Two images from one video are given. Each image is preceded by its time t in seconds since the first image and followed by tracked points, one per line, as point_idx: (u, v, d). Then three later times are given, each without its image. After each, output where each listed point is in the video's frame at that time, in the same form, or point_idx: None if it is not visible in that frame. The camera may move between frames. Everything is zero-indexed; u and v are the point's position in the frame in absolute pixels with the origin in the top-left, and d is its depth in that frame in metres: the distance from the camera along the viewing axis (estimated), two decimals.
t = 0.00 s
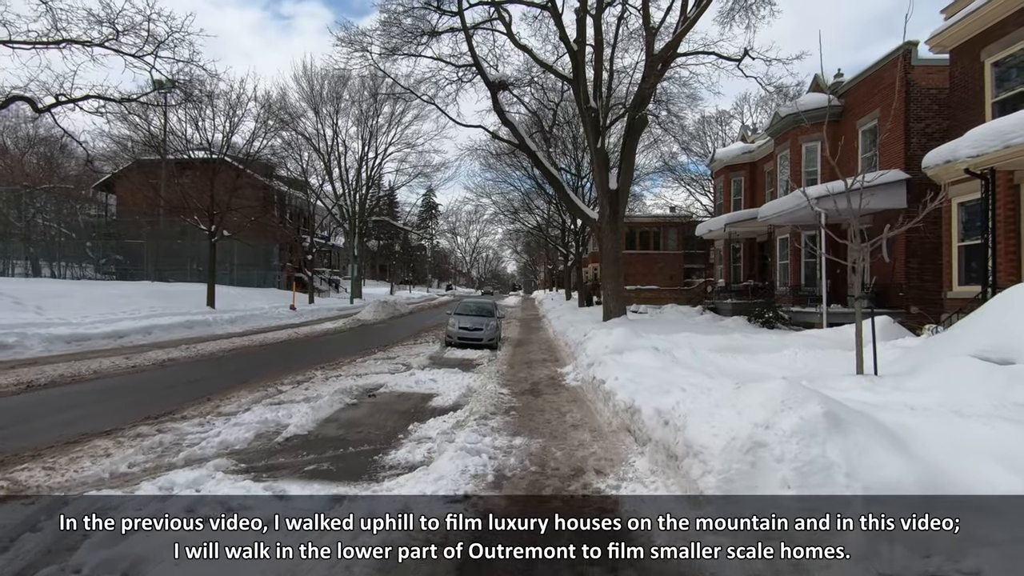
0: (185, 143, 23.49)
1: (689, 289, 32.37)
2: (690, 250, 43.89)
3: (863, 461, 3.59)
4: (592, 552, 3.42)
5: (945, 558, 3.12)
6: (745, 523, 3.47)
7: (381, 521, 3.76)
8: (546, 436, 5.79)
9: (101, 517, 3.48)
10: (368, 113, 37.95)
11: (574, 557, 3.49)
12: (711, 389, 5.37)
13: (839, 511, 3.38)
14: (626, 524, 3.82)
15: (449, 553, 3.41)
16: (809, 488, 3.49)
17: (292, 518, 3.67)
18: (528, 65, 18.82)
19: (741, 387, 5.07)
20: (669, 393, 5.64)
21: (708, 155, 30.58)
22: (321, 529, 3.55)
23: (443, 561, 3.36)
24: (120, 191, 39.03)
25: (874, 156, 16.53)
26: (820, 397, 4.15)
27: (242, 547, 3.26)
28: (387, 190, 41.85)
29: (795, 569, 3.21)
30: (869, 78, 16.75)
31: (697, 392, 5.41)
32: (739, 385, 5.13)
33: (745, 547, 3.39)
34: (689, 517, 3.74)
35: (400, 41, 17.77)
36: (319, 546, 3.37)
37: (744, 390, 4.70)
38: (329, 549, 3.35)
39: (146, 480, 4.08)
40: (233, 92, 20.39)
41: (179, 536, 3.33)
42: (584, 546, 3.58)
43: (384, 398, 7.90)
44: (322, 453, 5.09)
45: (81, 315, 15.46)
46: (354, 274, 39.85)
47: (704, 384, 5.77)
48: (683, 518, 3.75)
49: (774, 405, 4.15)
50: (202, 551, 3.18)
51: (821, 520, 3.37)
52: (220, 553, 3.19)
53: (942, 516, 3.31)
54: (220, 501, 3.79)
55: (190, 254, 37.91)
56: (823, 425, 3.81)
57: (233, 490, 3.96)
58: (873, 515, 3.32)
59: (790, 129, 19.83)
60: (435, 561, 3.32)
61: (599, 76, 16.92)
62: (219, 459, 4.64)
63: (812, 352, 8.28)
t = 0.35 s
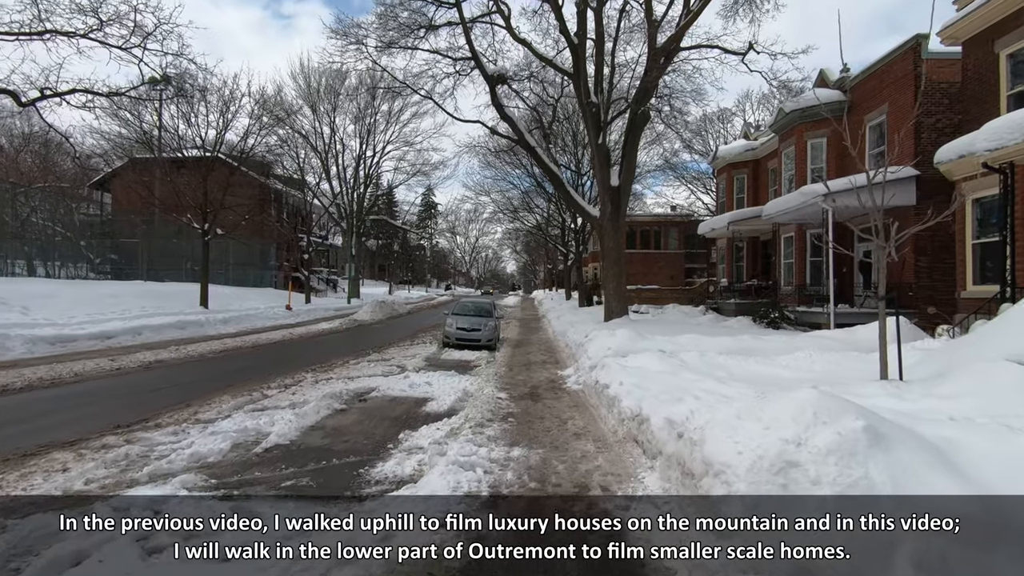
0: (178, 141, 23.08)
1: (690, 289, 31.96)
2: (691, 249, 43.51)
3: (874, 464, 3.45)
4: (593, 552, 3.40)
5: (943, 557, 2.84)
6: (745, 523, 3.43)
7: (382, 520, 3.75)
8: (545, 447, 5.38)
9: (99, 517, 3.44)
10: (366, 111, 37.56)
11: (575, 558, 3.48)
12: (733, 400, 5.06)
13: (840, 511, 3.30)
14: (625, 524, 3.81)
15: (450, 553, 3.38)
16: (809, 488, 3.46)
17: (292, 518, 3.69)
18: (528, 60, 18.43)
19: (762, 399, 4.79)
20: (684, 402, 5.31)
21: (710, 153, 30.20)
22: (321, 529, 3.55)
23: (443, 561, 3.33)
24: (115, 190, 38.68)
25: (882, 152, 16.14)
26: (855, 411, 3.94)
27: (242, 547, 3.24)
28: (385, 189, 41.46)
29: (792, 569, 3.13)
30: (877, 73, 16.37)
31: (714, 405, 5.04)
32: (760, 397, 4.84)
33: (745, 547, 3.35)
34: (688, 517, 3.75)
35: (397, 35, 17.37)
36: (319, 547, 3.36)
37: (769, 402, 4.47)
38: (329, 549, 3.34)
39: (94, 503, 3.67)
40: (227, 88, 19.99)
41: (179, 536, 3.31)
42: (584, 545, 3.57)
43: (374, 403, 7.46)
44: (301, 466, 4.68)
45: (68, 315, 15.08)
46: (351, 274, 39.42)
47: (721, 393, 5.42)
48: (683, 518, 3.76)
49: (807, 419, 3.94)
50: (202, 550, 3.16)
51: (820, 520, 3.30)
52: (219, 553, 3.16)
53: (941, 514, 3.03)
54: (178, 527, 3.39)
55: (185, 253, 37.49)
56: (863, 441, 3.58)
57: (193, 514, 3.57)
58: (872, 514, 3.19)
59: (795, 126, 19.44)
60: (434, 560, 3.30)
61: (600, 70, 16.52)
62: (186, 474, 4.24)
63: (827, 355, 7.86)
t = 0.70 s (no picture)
0: (171, 138, 22.65)
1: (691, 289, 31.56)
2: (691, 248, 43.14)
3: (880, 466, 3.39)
4: (592, 552, 3.38)
5: (942, 560, 2.84)
6: (745, 523, 3.45)
7: (381, 521, 3.71)
8: (545, 462, 4.99)
9: (100, 517, 3.43)
10: (363, 109, 37.15)
11: (575, 558, 3.44)
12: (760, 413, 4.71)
13: (840, 512, 3.29)
14: (625, 524, 3.79)
15: (449, 554, 3.35)
16: (811, 490, 3.47)
17: (292, 519, 3.68)
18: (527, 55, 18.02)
19: (791, 414, 4.51)
20: (701, 413, 5.00)
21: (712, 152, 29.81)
22: (322, 530, 3.53)
23: (442, 561, 3.29)
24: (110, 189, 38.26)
25: (891, 148, 15.75)
26: (903, 431, 3.67)
27: (242, 547, 3.23)
28: (382, 188, 41.05)
29: (791, 569, 3.09)
30: (885, 67, 15.99)
31: (734, 420, 4.70)
32: (788, 410, 4.56)
33: (745, 547, 3.34)
34: (689, 518, 3.75)
35: (392, 29, 16.93)
36: (318, 546, 3.33)
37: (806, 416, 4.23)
38: (329, 549, 3.30)
39: (32, 533, 3.27)
40: (220, 85, 19.57)
41: (179, 536, 3.30)
42: (584, 546, 3.54)
43: (363, 410, 7.04)
44: (277, 483, 4.30)
45: (53, 317, 14.68)
46: (348, 273, 38.96)
47: (738, 405, 5.07)
48: (682, 518, 3.75)
49: (852, 442, 3.66)
50: (202, 550, 3.15)
51: (821, 520, 3.29)
52: (219, 553, 3.15)
53: (942, 514, 3.01)
54: (125, 562, 3.00)
55: (179, 253, 37.05)
56: (918, 467, 3.30)
57: (146, 543, 3.19)
58: (872, 514, 3.14)
59: (799, 122, 19.03)
60: (434, 561, 3.26)
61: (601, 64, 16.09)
62: (147, 494, 3.86)
63: (841, 359, 7.47)
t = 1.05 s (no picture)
0: (162, 135, 22.18)
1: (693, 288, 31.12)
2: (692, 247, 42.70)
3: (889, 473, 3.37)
4: (592, 552, 3.39)
5: (940, 561, 2.84)
6: (745, 524, 3.47)
7: (381, 521, 3.70)
8: (541, 476, 4.59)
9: (100, 517, 3.45)
10: (360, 106, 36.70)
11: (575, 558, 3.45)
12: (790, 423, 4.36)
13: (840, 512, 3.28)
14: (625, 524, 3.79)
15: (449, 554, 3.34)
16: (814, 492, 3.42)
17: (291, 519, 3.68)
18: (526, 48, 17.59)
19: (826, 425, 4.22)
20: (713, 423, 4.66)
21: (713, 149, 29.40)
22: (321, 530, 3.54)
23: (442, 561, 3.29)
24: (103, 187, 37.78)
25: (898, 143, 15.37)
26: (910, 432, 3.64)
27: (242, 547, 3.25)
28: (380, 186, 40.58)
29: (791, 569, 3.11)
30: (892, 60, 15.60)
31: (760, 433, 4.31)
32: (823, 419, 4.28)
33: (745, 547, 3.36)
34: (689, 517, 3.75)
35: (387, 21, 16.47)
36: (318, 547, 3.35)
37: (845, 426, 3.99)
38: (329, 549, 3.32)
39: None
40: (211, 79, 19.08)
41: (179, 536, 3.34)
42: (584, 546, 3.54)
43: (348, 415, 6.59)
44: (246, 499, 3.91)
45: (37, 317, 14.25)
46: (345, 273, 38.48)
47: (755, 413, 4.69)
48: (682, 518, 3.75)
49: (912, 461, 3.36)
50: (202, 551, 3.19)
51: (820, 520, 3.27)
52: (219, 553, 3.19)
53: (943, 514, 2.98)
54: None
55: (174, 252, 36.59)
56: (942, 478, 3.17)
57: None
58: (872, 514, 3.14)
59: (803, 117, 18.62)
60: (434, 560, 3.26)
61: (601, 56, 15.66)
62: (97, 516, 3.49)
63: (858, 360, 7.04)
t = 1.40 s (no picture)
0: (156, 133, 21.81)
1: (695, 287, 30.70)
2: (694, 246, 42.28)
3: (895, 480, 3.42)
4: (592, 552, 3.42)
5: (938, 558, 2.88)
6: (745, 523, 3.45)
7: (382, 520, 3.73)
8: (540, 497, 4.21)
9: (100, 517, 3.50)
10: (357, 104, 36.28)
11: (575, 558, 3.49)
12: (836, 437, 4.12)
13: (841, 513, 3.32)
14: (625, 524, 3.82)
15: (450, 554, 3.36)
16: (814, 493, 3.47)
17: (292, 519, 3.72)
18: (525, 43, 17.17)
19: (877, 449, 3.87)
20: (736, 438, 4.34)
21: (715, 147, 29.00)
22: (322, 529, 3.58)
23: (442, 561, 3.31)
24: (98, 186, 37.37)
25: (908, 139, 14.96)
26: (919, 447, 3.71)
27: (243, 547, 3.32)
28: (378, 185, 40.16)
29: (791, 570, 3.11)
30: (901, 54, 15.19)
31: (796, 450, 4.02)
32: (872, 442, 3.94)
33: (746, 547, 3.36)
34: (689, 517, 3.76)
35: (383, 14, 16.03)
36: (319, 546, 3.40)
37: (903, 452, 3.66)
38: (330, 549, 3.37)
39: None
40: (204, 74, 18.66)
41: (181, 536, 3.39)
42: (584, 546, 3.58)
43: (334, 424, 6.18)
44: (238, 509, 3.77)
45: (22, 318, 13.86)
46: (342, 272, 38.05)
47: (782, 429, 4.40)
48: (683, 518, 3.77)
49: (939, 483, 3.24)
50: (202, 551, 3.25)
51: (820, 520, 3.30)
52: (220, 553, 3.25)
53: (942, 514, 3.05)
54: None
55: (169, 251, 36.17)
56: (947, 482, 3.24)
57: None
58: (872, 515, 3.19)
59: (808, 113, 18.21)
60: (434, 560, 3.28)
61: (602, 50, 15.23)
62: (35, 548, 3.12)
63: (878, 365, 6.64)
